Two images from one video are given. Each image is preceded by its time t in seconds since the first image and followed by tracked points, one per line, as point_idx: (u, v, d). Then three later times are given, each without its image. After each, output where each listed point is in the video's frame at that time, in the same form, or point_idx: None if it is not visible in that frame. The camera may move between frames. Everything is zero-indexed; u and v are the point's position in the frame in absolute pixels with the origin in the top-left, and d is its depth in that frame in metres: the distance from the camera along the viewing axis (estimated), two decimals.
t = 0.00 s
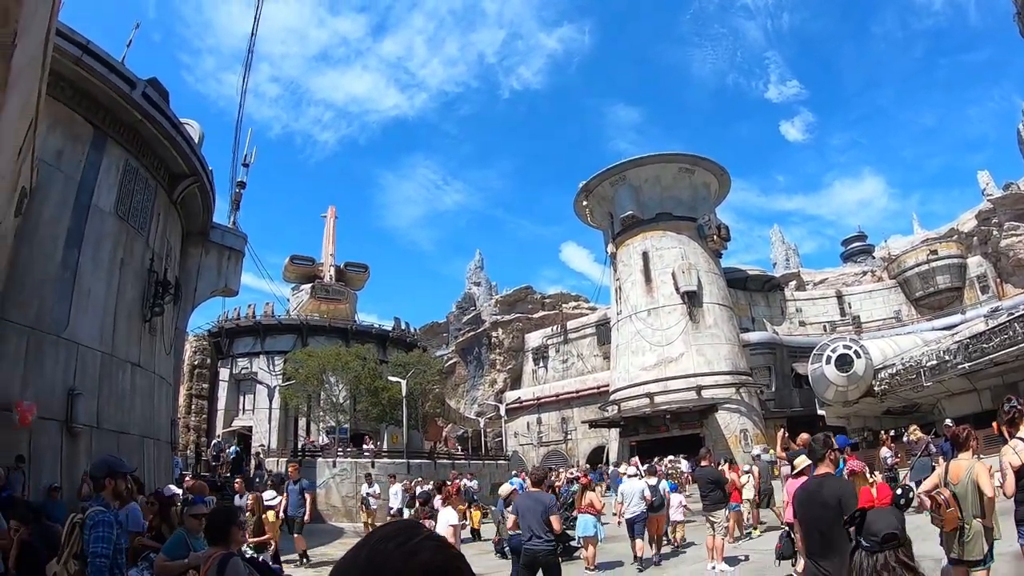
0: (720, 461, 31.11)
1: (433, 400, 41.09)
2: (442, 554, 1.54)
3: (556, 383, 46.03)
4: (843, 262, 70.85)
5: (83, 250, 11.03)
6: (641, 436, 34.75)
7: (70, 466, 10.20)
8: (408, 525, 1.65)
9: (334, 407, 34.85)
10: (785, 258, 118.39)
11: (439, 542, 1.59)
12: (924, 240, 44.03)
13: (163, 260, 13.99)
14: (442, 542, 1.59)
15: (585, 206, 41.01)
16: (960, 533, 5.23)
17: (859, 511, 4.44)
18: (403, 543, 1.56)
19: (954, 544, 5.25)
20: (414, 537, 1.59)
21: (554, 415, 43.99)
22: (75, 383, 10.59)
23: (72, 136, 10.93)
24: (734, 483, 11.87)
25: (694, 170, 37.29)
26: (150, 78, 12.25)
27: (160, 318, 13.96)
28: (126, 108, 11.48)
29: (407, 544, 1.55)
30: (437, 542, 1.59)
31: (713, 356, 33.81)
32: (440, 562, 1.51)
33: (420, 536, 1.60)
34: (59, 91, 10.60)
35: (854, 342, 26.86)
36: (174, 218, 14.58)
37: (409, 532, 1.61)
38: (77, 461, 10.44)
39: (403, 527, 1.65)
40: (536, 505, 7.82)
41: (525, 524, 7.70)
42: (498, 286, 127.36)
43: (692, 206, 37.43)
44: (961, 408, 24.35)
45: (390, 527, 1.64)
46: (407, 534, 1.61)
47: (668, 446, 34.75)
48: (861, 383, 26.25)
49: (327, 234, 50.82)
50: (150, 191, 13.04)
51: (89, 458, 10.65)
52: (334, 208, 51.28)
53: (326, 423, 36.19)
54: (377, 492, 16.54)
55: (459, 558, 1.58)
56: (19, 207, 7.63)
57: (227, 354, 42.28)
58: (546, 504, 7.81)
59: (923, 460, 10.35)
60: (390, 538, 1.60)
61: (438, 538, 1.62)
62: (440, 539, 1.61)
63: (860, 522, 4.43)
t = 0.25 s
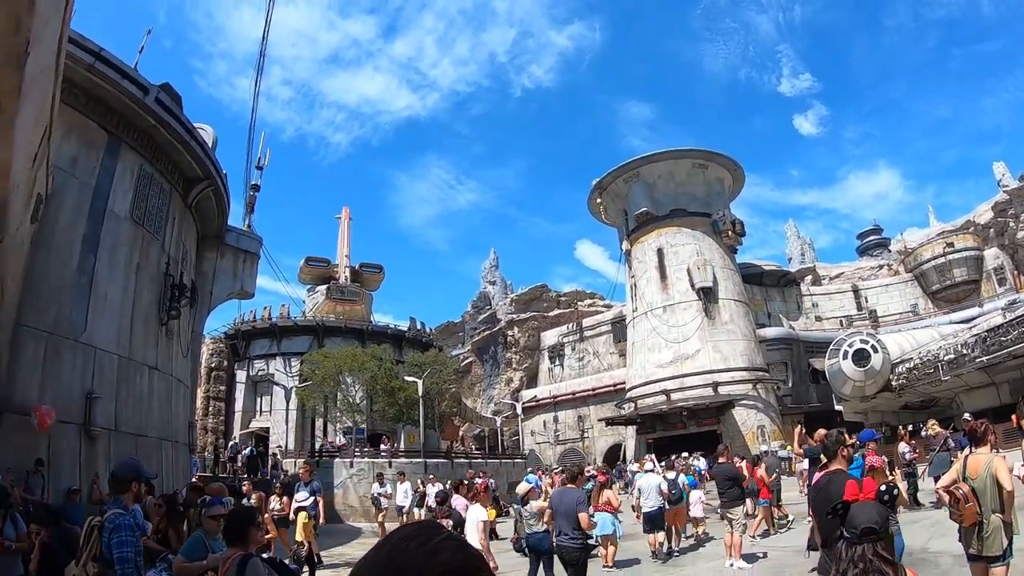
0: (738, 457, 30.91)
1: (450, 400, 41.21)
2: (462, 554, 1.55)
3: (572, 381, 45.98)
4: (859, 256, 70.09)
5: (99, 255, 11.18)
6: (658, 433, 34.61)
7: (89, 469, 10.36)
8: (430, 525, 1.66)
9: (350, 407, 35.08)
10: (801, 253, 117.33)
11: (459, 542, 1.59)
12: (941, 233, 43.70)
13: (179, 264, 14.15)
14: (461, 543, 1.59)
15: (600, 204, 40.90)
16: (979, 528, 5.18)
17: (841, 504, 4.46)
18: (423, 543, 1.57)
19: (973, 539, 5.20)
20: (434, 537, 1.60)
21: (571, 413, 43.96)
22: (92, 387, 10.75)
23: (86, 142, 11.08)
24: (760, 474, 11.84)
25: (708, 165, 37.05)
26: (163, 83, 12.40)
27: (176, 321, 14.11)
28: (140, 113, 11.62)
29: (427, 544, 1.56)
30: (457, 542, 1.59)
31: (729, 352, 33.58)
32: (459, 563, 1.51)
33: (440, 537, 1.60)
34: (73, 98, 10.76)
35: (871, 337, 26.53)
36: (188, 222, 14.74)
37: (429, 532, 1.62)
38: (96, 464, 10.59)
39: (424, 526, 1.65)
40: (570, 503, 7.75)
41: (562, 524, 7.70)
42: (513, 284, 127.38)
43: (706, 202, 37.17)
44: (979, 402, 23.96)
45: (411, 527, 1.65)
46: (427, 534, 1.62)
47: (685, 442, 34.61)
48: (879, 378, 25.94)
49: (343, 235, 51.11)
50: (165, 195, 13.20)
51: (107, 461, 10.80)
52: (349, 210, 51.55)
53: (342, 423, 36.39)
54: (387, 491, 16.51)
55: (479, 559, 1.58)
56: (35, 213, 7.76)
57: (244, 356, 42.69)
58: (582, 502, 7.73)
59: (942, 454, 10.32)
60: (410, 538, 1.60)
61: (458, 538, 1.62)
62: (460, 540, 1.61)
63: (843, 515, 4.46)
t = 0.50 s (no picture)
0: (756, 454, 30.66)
1: (467, 399, 41.31)
2: (484, 553, 1.54)
3: (589, 379, 45.89)
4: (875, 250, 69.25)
5: (115, 259, 11.32)
6: (676, 431, 34.43)
7: (109, 471, 10.51)
8: (453, 525, 1.66)
9: (368, 408, 35.25)
10: (818, 248, 116.19)
11: (483, 543, 1.59)
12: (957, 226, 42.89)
13: (195, 267, 14.32)
14: (485, 542, 1.58)
15: (614, 201, 40.76)
16: (998, 522, 5.10)
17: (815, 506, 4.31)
18: (446, 541, 1.57)
19: (992, 533, 5.13)
20: (458, 536, 1.61)
21: (588, 411, 43.89)
22: (111, 390, 10.91)
23: (101, 147, 11.23)
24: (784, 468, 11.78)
25: (723, 161, 36.77)
26: (177, 88, 12.55)
27: (193, 323, 14.28)
28: (154, 118, 11.76)
29: (450, 543, 1.56)
30: (481, 543, 1.59)
31: (746, 348, 33.33)
32: (481, 562, 1.51)
33: (464, 537, 1.61)
34: (88, 104, 10.91)
35: (889, 331, 26.18)
36: (204, 225, 14.90)
37: (452, 531, 1.63)
38: (115, 466, 10.75)
39: (447, 526, 1.66)
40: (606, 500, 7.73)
41: (597, 520, 7.67)
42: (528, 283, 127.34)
43: (721, 198, 36.89)
44: (999, 396, 23.54)
45: (433, 526, 1.66)
46: (450, 533, 1.63)
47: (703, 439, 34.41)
48: (897, 373, 25.58)
49: (358, 237, 51.40)
50: (181, 198, 13.35)
51: (125, 463, 10.96)
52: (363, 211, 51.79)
53: (360, 424, 36.59)
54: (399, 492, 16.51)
55: (502, 558, 1.58)
56: (52, 219, 7.88)
57: (261, 358, 43.10)
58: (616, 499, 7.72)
59: (961, 449, 10.19)
60: (433, 538, 1.61)
61: (481, 536, 1.62)
62: (482, 538, 1.61)
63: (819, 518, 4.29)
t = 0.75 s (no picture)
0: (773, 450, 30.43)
1: (484, 398, 41.40)
2: (504, 551, 1.54)
3: (605, 376, 45.79)
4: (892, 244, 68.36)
5: (132, 263, 11.48)
6: (693, 428, 34.26)
7: (126, 472, 10.66)
8: (472, 524, 1.67)
9: (384, 407, 35.44)
10: (834, 242, 114.94)
11: (502, 541, 1.59)
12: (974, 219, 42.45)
13: (211, 269, 14.47)
14: (504, 542, 1.59)
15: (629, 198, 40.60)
16: (1018, 518, 5.02)
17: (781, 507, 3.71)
18: (465, 540, 1.58)
19: (1012, 530, 5.03)
20: (477, 534, 1.61)
21: (604, 409, 43.78)
22: (128, 392, 11.06)
23: (116, 151, 11.38)
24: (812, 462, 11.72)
25: (737, 156, 36.51)
26: (190, 91, 12.67)
27: (210, 325, 14.44)
28: (168, 121, 11.90)
29: (470, 541, 1.57)
30: (500, 541, 1.59)
31: (763, 344, 33.06)
32: (500, 561, 1.52)
33: (482, 536, 1.61)
34: (102, 109, 11.05)
35: (906, 326, 25.83)
36: (220, 227, 15.06)
37: (470, 529, 1.64)
38: (133, 467, 10.92)
39: (466, 525, 1.67)
40: (646, 491, 7.74)
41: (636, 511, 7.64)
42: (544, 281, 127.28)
43: (736, 193, 36.60)
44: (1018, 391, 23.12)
45: (451, 526, 1.67)
46: (468, 532, 1.64)
47: (720, 436, 34.23)
48: (915, 368, 25.24)
49: (373, 237, 51.65)
50: (196, 201, 13.51)
51: (144, 463, 11.12)
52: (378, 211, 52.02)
53: (377, 423, 36.76)
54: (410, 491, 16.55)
55: (521, 556, 1.58)
56: (68, 223, 8.00)
57: (277, 358, 43.46)
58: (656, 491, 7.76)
59: (980, 445, 10.05)
60: (451, 537, 1.62)
61: (500, 536, 1.63)
62: (501, 538, 1.62)
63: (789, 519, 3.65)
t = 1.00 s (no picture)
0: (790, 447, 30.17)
1: (500, 396, 41.44)
2: (525, 550, 1.55)
3: (621, 374, 45.63)
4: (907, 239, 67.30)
5: (148, 265, 11.63)
6: (710, 425, 34.07)
7: (145, 472, 10.82)
8: (494, 522, 1.68)
9: (401, 406, 35.57)
10: (850, 237, 113.55)
11: (526, 539, 1.59)
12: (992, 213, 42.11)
13: (227, 270, 14.62)
14: (528, 541, 1.59)
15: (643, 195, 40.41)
16: None
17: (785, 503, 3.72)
18: (488, 537, 1.59)
19: None
20: (500, 532, 1.62)
21: (621, 407, 43.64)
22: (146, 393, 11.22)
23: (132, 155, 11.53)
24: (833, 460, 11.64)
25: (752, 151, 36.28)
26: (204, 94, 12.79)
27: (226, 326, 14.60)
28: (182, 124, 12.03)
29: (493, 539, 1.57)
30: (523, 539, 1.60)
31: (780, 341, 32.77)
32: (523, 559, 1.52)
33: (506, 533, 1.62)
34: (116, 113, 11.20)
35: (924, 321, 25.47)
36: (235, 229, 15.20)
37: (492, 528, 1.65)
38: (152, 467, 11.07)
39: (488, 523, 1.68)
40: (684, 486, 7.84)
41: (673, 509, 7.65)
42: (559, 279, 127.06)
43: (751, 188, 36.31)
44: None
45: (473, 524, 1.68)
46: (490, 530, 1.65)
47: (738, 433, 34.00)
48: (933, 363, 24.87)
49: (388, 237, 51.88)
50: (211, 202, 13.65)
51: (162, 463, 11.27)
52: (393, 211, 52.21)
53: (394, 423, 36.89)
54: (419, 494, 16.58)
55: (544, 555, 1.59)
56: (84, 226, 8.13)
57: (294, 359, 43.81)
58: (693, 486, 7.90)
59: (1001, 441, 9.89)
60: (474, 535, 1.63)
61: (522, 533, 1.64)
62: (524, 535, 1.63)
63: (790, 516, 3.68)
